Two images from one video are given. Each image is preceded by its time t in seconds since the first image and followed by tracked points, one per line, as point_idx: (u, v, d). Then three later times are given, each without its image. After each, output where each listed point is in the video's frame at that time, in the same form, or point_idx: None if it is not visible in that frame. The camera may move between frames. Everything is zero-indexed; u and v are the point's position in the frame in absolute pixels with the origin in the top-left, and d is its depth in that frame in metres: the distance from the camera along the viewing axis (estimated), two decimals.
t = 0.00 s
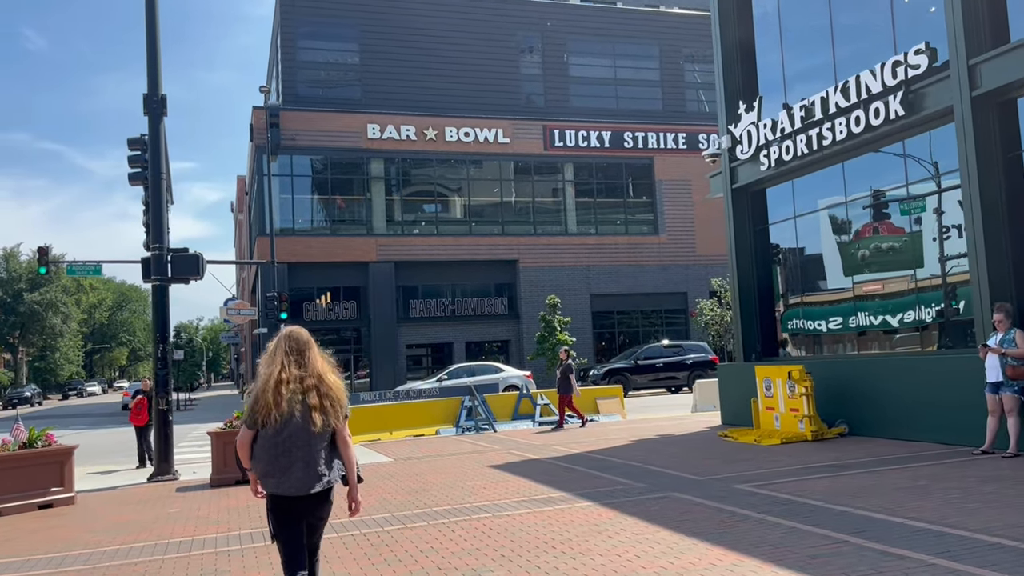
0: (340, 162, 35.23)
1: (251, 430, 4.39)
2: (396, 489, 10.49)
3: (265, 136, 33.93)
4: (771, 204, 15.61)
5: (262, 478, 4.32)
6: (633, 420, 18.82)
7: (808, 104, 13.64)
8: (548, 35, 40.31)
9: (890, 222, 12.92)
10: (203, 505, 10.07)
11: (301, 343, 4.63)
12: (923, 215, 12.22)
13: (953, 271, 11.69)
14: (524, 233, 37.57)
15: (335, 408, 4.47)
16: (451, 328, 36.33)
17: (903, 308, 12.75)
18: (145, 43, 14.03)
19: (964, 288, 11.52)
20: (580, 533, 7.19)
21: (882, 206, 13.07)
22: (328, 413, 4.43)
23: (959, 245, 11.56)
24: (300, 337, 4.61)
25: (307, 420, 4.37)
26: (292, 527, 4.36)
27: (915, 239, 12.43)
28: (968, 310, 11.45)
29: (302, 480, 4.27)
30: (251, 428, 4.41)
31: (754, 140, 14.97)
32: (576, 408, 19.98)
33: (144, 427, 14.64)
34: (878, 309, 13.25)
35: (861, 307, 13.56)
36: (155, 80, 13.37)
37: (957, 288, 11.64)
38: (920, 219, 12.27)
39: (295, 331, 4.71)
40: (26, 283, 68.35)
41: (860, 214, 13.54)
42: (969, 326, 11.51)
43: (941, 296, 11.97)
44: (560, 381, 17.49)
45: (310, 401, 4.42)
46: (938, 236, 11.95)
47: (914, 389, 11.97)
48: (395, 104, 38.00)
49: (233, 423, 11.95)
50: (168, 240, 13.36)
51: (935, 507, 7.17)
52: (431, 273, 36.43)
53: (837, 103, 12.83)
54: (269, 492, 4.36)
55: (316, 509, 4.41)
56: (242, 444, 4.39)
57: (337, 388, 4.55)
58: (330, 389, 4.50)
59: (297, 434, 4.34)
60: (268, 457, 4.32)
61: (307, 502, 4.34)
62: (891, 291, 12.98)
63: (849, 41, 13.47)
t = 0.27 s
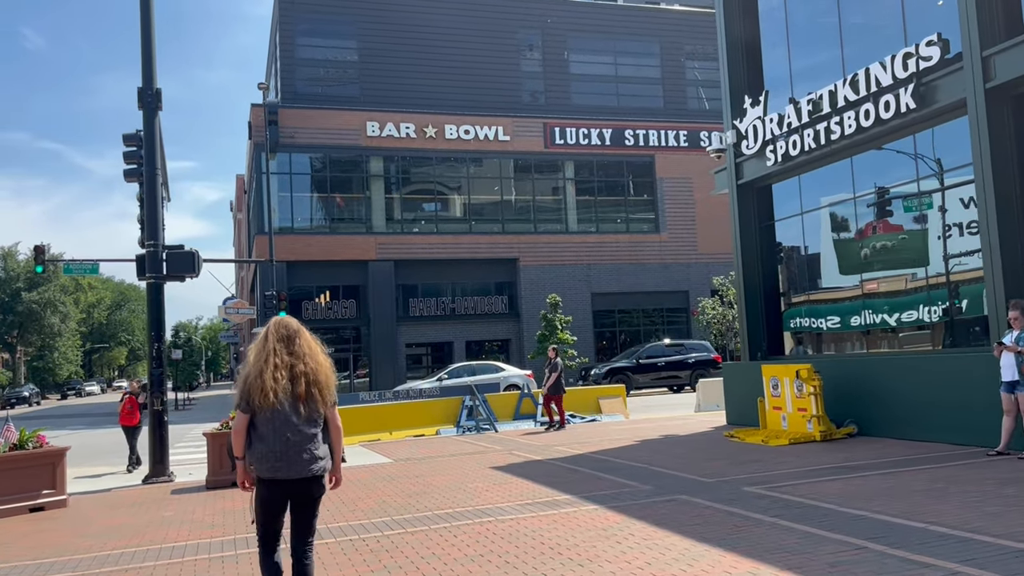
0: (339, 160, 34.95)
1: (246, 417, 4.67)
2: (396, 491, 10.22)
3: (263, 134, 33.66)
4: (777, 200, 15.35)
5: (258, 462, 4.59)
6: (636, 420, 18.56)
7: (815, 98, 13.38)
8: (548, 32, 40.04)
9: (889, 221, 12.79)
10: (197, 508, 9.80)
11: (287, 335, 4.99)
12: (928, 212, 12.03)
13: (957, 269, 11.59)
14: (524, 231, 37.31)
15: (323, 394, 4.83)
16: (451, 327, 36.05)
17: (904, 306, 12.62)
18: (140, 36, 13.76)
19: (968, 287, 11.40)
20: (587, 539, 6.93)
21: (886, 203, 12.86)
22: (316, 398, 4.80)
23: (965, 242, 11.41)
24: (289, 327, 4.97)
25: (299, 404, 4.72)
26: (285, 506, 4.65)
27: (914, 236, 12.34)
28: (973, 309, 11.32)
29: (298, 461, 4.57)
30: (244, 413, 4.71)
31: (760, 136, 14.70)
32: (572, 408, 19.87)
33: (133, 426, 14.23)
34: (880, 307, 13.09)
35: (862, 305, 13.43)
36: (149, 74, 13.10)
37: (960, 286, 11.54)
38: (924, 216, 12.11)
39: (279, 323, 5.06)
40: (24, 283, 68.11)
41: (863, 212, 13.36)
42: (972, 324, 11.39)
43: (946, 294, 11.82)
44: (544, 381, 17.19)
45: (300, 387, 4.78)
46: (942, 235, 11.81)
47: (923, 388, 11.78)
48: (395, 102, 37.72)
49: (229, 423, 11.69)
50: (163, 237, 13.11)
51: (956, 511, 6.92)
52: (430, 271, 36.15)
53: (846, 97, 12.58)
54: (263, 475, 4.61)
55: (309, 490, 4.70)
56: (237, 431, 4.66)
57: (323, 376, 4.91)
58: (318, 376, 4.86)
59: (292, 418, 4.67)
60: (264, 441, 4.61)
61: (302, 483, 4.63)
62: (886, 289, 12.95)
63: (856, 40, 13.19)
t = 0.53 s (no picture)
0: (337, 158, 34.69)
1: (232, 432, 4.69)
2: (393, 495, 9.95)
3: (261, 132, 33.40)
4: (782, 198, 15.09)
5: (246, 477, 4.61)
6: (637, 421, 18.30)
7: (822, 94, 13.11)
8: (548, 30, 39.78)
9: (887, 221, 12.70)
10: (190, 513, 9.54)
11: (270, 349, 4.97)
12: (933, 210, 11.85)
13: (960, 268, 11.44)
14: (524, 230, 37.06)
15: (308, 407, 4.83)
16: (451, 326, 35.78)
17: (903, 305, 12.51)
18: (133, 31, 13.50)
19: (972, 285, 11.26)
20: (592, 547, 6.66)
21: (889, 201, 12.68)
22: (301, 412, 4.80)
23: (972, 240, 11.23)
24: (270, 343, 4.95)
25: (284, 419, 4.72)
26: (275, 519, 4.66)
27: (912, 234, 12.27)
28: (976, 308, 11.21)
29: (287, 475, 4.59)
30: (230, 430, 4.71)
31: (765, 132, 14.42)
32: (575, 408, 19.60)
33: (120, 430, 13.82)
34: (882, 306, 12.92)
35: (863, 304, 13.28)
36: (143, 68, 12.84)
37: (962, 285, 11.42)
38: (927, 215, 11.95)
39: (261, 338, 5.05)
40: (22, 283, 67.89)
41: (867, 211, 13.18)
42: (974, 324, 11.25)
43: (950, 293, 11.66)
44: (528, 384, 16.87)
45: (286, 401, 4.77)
46: (946, 234, 11.66)
47: (928, 386, 11.58)
48: (394, 100, 37.45)
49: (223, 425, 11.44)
50: (156, 235, 12.84)
51: (974, 519, 6.66)
52: (430, 271, 35.88)
53: (853, 92, 12.32)
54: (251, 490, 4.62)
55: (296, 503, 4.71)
56: (223, 448, 4.68)
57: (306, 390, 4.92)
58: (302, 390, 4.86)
59: (278, 433, 4.68)
60: (251, 457, 4.62)
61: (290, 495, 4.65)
62: (885, 289, 12.84)
63: (863, 39, 12.89)
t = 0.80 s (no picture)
0: (334, 156, 34.43)
1: (205, 415, 5.06)
2: (388, 497, 9.70)
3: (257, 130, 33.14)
4: (785, 193, 14.86)
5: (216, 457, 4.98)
6: (638, 421, 18.05)
7: (825, 87, 12.88)
8: (547, 27, 39.50)
9: (884, 219, 12.70)
10: (179, 516, 9.28)
11: (245, 336, 5.29)
12: (936, 207, 11.73)
13: (964, 266, 11.33)
14: (523, 228, 36.81)
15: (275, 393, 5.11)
16: (449, 325, 35.51)
17: (902, 303, 12.47)
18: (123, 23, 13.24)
19: (975, 283, 11.18)
20: (593, 551, 6.41)
21: (891, 198, 12.55)
22: (270, 399, 5.09)
23: (975, 238, 11.13)
24: (246, 331, 5.26)
25: (253, 405, 5.04)
26: (241, 498, 5.00)
27: (906, 232, 12.30)
28: (976, 307, 11.17)
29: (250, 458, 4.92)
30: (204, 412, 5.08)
31: (768, 126, 14.17)
32: (576, 408, 19.34)
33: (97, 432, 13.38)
34: (884, 304, 12.81)
35: (864, 302, 13.18)
36: (133, 61, 12.59)
37: (965, 283, 11.32)
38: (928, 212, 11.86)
39: (239, 325, 5.38)
40: (18, 282, 67.60)
41: (868, 208, 13.04)
42: (975, 323, 11.19)
43: (952, 291, 11.54)
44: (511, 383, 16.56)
45: (255, 388, 5.08)
46: (947, 232, 11.55)
47: (932, 385, 11.42)
48: (391, 97, 37.19)
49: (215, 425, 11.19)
50: (147, 232, 12.59)
51: (989, 523, 6.42)
52: (428, 269, 35.60)
53: (858, 84, 12.07)
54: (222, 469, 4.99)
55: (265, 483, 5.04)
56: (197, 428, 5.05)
57: (277, 376, 5.19)
58: (271, 376, 5.14)
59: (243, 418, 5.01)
60: (220, 439, 4.97)
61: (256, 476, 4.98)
62: (885, 287, 12.78)
63: (868, 34, 12.63)
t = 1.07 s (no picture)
0: (330, 154, 34.16)
1: (186, 427, 4.99)
2: (383, 502, 9.44)
3: (253, 128, 32.85)
4: (787, 191, 14.58)
5: (194, 471, 4.89)
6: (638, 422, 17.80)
7: (830, 82, 12.63)
8: (545, 25, 39.24)
9: (884, 219, 12.45)
10: (167, 522, 9.01)
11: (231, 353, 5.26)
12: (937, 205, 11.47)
13: (966, 266, 11.05)
14: (520, 227, 36.55)
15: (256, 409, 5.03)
16: (446, 325, 35.22)
17: (901, 303, 12.23)
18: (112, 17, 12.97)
19: (976, 282, 10.93)
20: (594, 562, 6.15)
21: (892, 197, 12.29)
22: (254, 413, 5.03)
23: (975, 237, 10.89)
24: (233, 346, 5.23)
25: (237, 417, 4.97)
26: (223, 513, 4.89)
27: (906, 232, 12.05)
28: (978, 306, 10.90)
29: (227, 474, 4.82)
30: (189, 426, 5.00)
31: (771, 122, 13.92)
32: (575, 409, 19.11)
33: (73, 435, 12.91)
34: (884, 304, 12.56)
35: (864, 302, 12.92)
36: (122, 55, 12.32)
37: (967, 282, 11.05)
38: (929, 211, 11.61)
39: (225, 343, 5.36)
40: (13, 281, 67.28)
41: (868, 207, 12.82)
42: (977, 323, 10.94)
43: (953, 291, 11.28)
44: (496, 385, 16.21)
45: (240, 401, 5.02)
46: (950, 231, 11.28)
47: (934, 385, 11.21)
48: (389, 95, 36.91)
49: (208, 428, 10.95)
50: (137, 230, 12.33)
51: (1010, 534, 6.15)
52: (425, 269, 35.32)
53: (864, 79, 11.83)
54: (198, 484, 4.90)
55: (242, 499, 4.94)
56: (182, 441, 4.97)
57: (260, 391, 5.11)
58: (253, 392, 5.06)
59: (222, 432, 4.92)
60: (204, 451, 4.88)
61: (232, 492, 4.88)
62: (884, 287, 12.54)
63: (872, 28, 12.33)
